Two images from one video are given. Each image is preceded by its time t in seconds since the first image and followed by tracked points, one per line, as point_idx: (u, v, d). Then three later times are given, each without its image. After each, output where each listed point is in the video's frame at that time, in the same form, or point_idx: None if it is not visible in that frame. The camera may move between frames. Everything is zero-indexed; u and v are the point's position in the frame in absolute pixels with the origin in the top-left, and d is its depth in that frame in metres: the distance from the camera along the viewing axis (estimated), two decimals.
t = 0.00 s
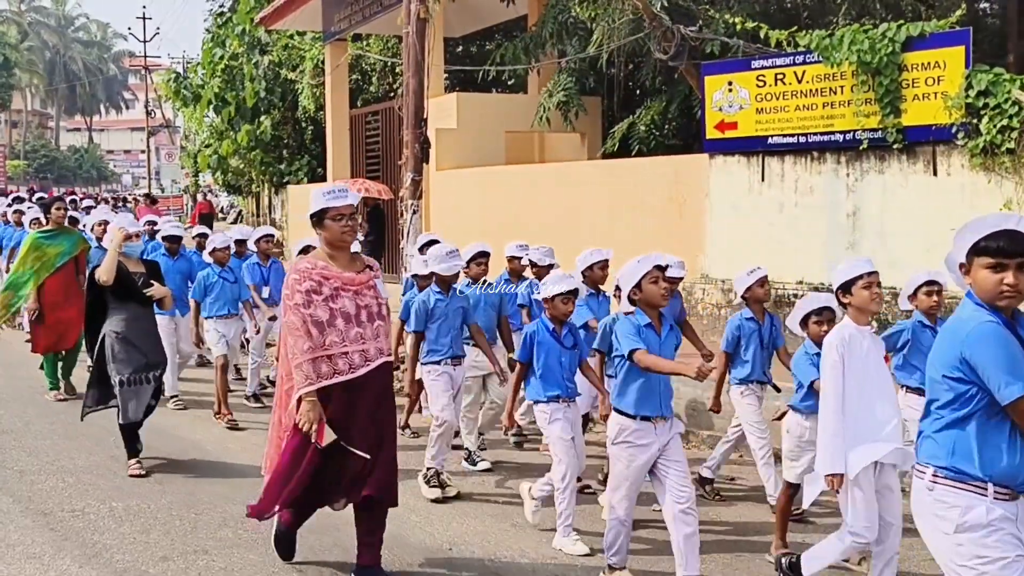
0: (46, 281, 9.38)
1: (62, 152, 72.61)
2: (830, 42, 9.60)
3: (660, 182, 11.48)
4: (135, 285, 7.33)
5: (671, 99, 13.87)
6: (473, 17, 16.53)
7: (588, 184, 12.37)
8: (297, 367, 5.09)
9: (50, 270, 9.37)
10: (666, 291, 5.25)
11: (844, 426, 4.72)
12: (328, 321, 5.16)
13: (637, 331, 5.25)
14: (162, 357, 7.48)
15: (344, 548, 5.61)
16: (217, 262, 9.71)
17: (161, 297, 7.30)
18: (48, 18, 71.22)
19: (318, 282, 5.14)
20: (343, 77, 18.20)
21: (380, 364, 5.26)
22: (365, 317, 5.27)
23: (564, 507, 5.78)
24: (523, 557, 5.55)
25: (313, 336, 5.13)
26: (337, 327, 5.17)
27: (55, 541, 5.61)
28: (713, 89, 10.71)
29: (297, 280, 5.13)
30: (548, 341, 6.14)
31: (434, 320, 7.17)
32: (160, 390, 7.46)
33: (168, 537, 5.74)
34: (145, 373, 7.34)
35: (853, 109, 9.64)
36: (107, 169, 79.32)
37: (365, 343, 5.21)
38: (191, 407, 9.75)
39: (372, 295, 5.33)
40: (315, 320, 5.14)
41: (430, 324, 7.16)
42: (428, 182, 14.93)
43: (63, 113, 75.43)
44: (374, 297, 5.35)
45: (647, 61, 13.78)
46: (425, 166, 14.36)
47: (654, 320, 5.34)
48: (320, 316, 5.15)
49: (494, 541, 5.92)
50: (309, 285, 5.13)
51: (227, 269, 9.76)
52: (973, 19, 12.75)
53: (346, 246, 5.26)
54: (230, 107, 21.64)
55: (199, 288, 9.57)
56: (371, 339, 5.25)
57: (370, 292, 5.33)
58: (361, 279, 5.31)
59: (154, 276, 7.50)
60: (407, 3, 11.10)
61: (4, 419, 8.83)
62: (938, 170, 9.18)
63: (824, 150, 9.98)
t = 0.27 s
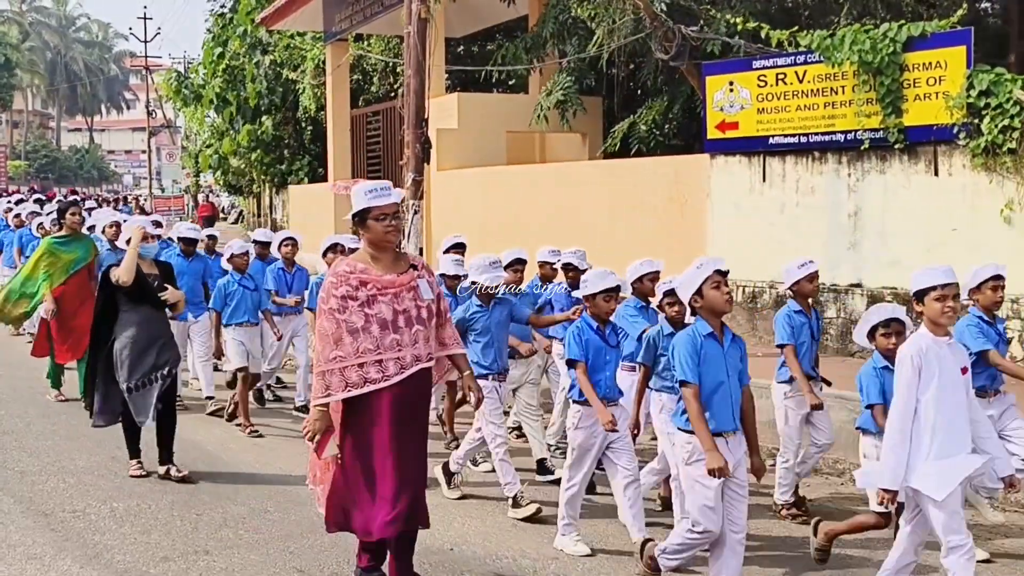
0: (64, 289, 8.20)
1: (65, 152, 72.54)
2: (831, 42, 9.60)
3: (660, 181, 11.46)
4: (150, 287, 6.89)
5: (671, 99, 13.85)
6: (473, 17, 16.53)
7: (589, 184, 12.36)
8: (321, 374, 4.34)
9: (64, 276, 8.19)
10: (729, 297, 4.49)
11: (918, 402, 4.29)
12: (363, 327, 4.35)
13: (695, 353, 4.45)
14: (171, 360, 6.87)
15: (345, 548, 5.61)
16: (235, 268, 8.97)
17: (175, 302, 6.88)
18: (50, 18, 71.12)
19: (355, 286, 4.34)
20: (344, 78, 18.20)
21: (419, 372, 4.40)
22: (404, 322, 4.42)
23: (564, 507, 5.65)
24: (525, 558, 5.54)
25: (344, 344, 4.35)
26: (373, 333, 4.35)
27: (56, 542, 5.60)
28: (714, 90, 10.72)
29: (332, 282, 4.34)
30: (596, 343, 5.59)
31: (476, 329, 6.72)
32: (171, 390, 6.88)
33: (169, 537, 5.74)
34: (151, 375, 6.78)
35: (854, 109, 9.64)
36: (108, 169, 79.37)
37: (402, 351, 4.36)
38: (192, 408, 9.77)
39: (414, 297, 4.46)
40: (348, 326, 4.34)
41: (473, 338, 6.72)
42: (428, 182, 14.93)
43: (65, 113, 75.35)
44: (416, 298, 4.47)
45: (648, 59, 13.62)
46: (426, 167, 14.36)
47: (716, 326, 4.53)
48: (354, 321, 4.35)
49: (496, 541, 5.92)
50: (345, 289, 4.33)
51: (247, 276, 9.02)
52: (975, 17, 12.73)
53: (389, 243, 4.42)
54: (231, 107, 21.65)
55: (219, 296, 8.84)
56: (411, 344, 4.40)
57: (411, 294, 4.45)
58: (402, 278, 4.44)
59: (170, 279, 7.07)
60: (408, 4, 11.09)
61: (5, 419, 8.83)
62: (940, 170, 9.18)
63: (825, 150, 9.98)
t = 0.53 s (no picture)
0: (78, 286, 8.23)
1: (65, 152, 72.51)
2: (833, 41, 9.59)
3: (661, 181, 11.45)
4: (174, 292, 6.90)
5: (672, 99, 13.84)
6: (474, 17, 16.53)
7: (590, 184, 12.36)
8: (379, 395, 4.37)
9: (77, 274, 8.21)
10: (802, 307, 4.69)
11: None
12: (421, 339, 4.38)
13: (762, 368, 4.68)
14: (197, 368, 6.93)
15: (346, 549, 5.61)
16: (261, 269, 9.06)
17: (201, 308, 6.84)
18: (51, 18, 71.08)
19: (411, 297, 4.36)
20: (345, 78, 18.21)
21: (478, 385, 4.43)
22: (463, 333, 4.43)
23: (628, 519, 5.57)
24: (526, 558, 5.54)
25: (400, 357, 4.38)
26: (430, 346, 4.37)
27: (57, 542, 5.60)
28: (716, 90, 10.72)
29: (389, 293, 4.37)
30: (660, 357, 5.63)
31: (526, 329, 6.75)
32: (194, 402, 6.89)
33: (170, 537, 5.74)
34: (176, 385, 6.81)
35: (856, 109, 9.63)
36: (109, 169, 79.37)
37: (460, 364, 4.39)
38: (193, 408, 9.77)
39: (474, 308, 4.48)
40: (405, 338, 4.37)
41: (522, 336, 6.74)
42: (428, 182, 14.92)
43: (66, 113, 75.31)
44: (475, 310, 4.48)
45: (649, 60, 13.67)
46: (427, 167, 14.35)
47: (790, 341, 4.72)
48: (411, 333, 4.37)
49: (497, 540, 5.92)
50: (401, 301, 4.36)
51: (274, 277, 9.14)
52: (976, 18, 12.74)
53: (446, 252, 4.44)
54: (232, 108, 21.65)
55: (248, 296, 8.99)
56: (469, 357, 4.42)
57: (469, 305, 4.47)
58: (460, 290, 4.46)
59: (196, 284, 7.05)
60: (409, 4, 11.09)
61: (6, 420, 8.83)
62: (941, 170, 9.18)
63: (826, 150, 9.97)
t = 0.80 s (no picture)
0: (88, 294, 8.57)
1: (66, 153, 72.47)
2: (833, 41, 9.59)
3: (661, 182, 11.45)
4: (191, 292, 6.57)
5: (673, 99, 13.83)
6: (475, 17, 16.54)
7: (591, 184, 12.37)
8: (444, 391, 3.88)
9: (89, 281, 8.55)
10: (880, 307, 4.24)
11: None
12: (477, 339, 3.89)
13: (838, 373, 4.17)
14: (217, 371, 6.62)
15: (346, 549, 5.61)
16: (290, 268, 8.47)
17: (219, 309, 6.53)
18: (51, 19, 71.02)
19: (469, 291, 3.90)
20: (345, 78, 18.21)
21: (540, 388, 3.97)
22: (519, 333, 3.95)
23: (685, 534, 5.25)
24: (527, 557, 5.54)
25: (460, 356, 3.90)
26: (491, 346, 3.90)
27: (57, 542, 5.60)
28: (716, 90, 10.72)
29: (441, 289, 3.91)
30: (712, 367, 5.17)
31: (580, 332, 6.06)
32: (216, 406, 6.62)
33: (171, 537, 5.74)
34: (202, 388, 6.49)
35: (856, 109, 9.63)
36: (109, 169, 79.45)
37: (522, 364, 3.92)
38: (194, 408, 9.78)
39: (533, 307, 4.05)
40: (462, 336, 3.89)
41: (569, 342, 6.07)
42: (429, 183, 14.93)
43: (66, 113, 75.27)
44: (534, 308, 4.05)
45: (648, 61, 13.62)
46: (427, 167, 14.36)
47: (863, 339, 4.25)
48: (468, 331, 3.89)
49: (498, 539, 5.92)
50: (456, 296, 3.89)
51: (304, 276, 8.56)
52: (976, 18, 12.75)
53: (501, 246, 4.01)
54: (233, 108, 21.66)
55: (275, 298, 8.37)
56: (529, 358, 3.95)
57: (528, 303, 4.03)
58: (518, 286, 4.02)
59: (215, 286, 6.70)
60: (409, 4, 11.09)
61: (7, 420, 8.83)
62: (941, 170, 9.18)
63: (827, 150, 9.97)
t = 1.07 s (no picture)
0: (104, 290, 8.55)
1: (66, 153, 72.44)
2: (834, 41, 9.59)
3: (660, 182, 11.46)
4: (215, 300, 6.38)
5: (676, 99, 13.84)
6: (476, 17, 16.53)
7: (590, 184, 12.37)
8: (521, 412, 3.71)
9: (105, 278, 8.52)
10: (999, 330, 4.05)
11: None
12: (561, 356, 3.73)
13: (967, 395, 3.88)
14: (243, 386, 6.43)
15: (347, 549, 5.61)
16: (318, 275, 8.09)
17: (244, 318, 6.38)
18: (51, 19, 70.98)
19: (546, 307, 3.73)
20: (346, 78, 18.21)
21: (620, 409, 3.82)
22: (603, 349, 3.81)
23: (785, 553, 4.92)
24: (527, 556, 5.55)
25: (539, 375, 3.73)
26: (572, 364, 3.74)
27: (57, 543, 5.60)
28: (716, 90, 10.72)
29: (520, 304, 3.75)
30: (783, 370, 5.12)
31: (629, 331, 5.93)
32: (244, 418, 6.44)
33: (171, 537, 5.74)
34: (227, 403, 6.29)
35: (856, 109, 9.63)
36: (110, 169, 79.49)
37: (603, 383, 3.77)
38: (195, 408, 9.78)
39: (611, 323, 3.88)
40: (543, 353, 3.72)
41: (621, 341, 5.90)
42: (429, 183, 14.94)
43: (67, 113, 75.22)
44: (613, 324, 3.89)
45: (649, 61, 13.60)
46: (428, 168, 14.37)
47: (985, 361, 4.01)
48: (550, 348, 3.72)
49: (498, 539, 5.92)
50: (535, 312, 3.73)
51: (332, 284, 8.20)
52: (977, 18, 12.75)
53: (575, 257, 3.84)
54: (234, 109, 21.66)
55: (299, 305, 8.05)
56: (613, 376, 3.81)
57: (606, 319, 3.86)
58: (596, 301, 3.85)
59: (237, 291, 6.55)
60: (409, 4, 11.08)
61: (8, 421, 8.83)
62: (942, 170, 9.18)
63: (827, 151, 9.96)
